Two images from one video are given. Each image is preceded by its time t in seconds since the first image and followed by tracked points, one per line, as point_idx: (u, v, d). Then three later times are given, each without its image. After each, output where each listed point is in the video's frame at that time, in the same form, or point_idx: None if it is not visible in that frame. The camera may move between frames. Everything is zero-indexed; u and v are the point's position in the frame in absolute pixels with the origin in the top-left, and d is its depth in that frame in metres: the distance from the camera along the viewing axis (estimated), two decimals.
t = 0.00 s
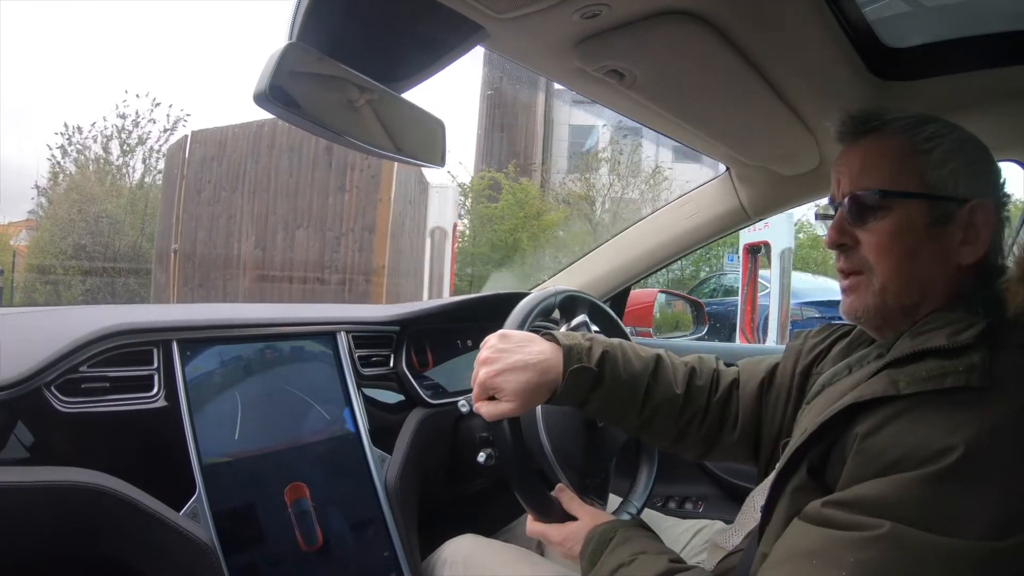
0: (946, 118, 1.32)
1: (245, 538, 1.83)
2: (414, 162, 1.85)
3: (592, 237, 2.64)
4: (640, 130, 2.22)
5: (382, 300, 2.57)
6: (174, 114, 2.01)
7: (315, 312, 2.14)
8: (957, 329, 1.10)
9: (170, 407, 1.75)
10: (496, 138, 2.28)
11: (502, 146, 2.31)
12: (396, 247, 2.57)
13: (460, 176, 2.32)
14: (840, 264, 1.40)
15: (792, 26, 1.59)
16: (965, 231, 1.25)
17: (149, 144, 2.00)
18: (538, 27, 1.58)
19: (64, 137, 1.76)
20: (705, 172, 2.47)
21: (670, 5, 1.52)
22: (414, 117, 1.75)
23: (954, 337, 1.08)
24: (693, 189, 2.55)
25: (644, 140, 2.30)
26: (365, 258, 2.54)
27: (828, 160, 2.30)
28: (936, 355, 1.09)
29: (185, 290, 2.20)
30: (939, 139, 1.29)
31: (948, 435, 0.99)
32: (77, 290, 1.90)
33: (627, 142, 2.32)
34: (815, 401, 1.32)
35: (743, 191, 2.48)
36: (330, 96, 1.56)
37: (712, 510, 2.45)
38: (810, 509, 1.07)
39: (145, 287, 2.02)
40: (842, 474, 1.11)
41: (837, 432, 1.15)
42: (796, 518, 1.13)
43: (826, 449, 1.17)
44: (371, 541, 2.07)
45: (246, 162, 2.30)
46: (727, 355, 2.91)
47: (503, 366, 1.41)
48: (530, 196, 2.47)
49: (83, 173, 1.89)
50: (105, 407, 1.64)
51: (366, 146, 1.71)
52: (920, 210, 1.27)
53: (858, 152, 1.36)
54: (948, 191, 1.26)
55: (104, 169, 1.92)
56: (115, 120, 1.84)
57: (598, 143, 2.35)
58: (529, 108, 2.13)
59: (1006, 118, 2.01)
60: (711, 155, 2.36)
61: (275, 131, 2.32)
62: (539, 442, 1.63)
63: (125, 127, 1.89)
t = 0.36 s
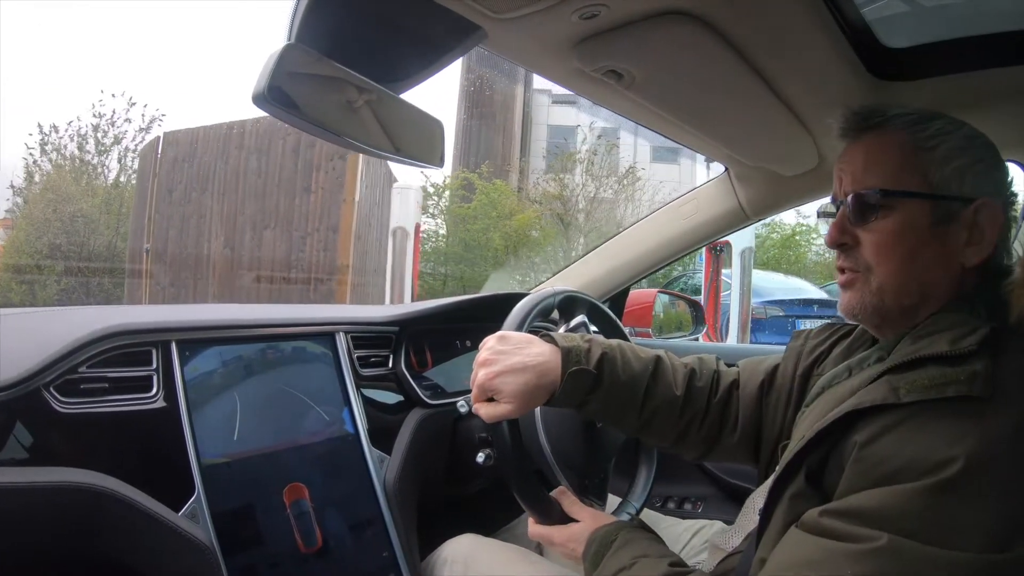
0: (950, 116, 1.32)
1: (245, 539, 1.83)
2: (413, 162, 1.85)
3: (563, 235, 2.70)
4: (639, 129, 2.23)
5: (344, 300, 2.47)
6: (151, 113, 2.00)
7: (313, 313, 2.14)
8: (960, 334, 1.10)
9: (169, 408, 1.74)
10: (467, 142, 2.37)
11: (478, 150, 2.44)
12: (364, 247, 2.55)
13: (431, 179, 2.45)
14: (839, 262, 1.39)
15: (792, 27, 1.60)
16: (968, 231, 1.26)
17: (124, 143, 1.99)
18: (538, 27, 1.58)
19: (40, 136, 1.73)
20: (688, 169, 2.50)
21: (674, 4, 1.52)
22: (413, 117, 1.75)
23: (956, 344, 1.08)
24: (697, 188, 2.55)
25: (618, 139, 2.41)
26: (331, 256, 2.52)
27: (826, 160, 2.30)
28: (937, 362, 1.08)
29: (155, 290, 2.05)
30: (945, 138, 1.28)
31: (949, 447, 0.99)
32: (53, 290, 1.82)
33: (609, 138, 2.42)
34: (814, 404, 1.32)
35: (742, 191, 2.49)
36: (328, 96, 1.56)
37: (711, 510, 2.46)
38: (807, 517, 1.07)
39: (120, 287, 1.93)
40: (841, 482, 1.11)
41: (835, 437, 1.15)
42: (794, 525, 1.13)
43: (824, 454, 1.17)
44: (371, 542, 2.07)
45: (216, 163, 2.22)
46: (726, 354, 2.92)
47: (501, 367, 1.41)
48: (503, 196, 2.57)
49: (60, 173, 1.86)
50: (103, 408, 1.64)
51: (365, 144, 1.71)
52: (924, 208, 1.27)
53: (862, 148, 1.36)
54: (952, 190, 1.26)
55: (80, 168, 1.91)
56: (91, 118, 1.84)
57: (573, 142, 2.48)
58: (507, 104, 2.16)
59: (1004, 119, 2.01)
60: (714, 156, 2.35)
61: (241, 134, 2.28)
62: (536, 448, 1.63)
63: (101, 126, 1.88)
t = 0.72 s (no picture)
0: (901, 119, 1.31)
1: (241, 540, 1.82)
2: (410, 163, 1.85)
3: (534, 234, 2.71)
4: (638, 131, 2.23)
5: (309, 300, 2.43)
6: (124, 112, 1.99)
7: (309, 313, 2.14)
8: (956, 336, 1.10)
9: (164, 409, 1.74)
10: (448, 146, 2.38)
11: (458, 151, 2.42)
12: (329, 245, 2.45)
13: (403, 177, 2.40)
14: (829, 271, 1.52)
15: (789, 30, 1.60)
16: (893, 239, 1.28)
17: (98, 142, 1.97)
18: (533, 27, 1.57)
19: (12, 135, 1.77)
20: (665, 175, 2.57)
21: (674, 5, 1.52)
22: (409, 116, 1.74)
23: (952, 347, 1.08)
24: (693, 189, 2.58)
25: (589, 139, 2.46)
26: (296, 253, 2.40)
27: (822, 162, 2.30)
28: (934, 365, 1.08)
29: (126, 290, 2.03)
30: (869, 153, 1.33)
31: (943, 453, 0.99)
32: (26, 289, 1.82)
33: (585, 141, 2.47)
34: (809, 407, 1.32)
35: (738, 193, 2.50)
36: (324, 96, 1.56)
37: (708, 511, 2.46)
38: (801, 522, 1.08)
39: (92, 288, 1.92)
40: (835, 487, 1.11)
41: (830, 442, 1.15)
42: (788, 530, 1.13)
43: (818, 460, 1.17)
44: (367, 544, 2.07)
45: (185, 163, 2.17)
46: (722, 354, 2.94)
47: (497, 370, 1.41)
48: (475, 196, 2.55)
49: (33, 172, 1.86)
50: (97, 409, 1.64)
51: (361, 144, 1.72)
52: (851, 222, 1.35)
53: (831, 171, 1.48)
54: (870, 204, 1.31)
55: (53, 167, 1.89)
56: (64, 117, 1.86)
57: (549, 142, 2.53)
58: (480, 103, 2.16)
59: (1001, 120, 2.02)
60: (712, 158, 2.36)
61: (212, 131, 2.21)
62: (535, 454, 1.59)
63: (75, 125, 1.89)
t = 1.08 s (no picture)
0: (875, 131, 1.35)
1: (239, 541, 1.82)
2: (409, 163, 1.85)
3: (508, 238, 2.78)
4: (639, 134, 2.23)
5: (277, 300, 2.46)
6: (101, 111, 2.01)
7: (308, 314, 2.14)
8: (948, 334, 1.10)
9: (163, 409, 1.74)
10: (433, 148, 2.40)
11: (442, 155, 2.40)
12: (298, 245, 2.53)
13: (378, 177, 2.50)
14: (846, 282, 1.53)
15: (788, 31, 1.60)
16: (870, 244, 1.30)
17: (75, 141, 2.01)
18: (532, 27, 1.57)
19: None
20: (643, 175, 2.56)
21: (674, 6, 1.52)
22: (408, 116, 1.74)
23: (944, 344, 1.08)
24: (692, 190, 2.57)
25: (565, 142, 2.49)
26: (263, 252, 2.47)
27: (820, 163, 2.30)
28: (926, 363, 1.08)
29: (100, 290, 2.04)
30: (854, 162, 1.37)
31: (935, 451, 0.99)
32: None
33: (564, 138, 2.47)
34: (804, 406, 1.32)
35: (737, 194, 2.49)
36: (323, 97, 1.55)
37: (707, 511, 2.45)
38: (795, 522, 1.08)
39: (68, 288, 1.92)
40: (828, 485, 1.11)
41: (823, 440, 1.14)
42: (783, 529, 1.13)
43: (813, 458, 1.16)
44: (366, 544, 2.06)
45: (157, 164, 2.25)
46: (722, 354, 2.94)
47: (495, 371, 1.41)
48: (451, 197, 2.63)
49: (8, 171, 1.87)
50: (96, 410, 1.63)
51: (360, 146, 1.71)
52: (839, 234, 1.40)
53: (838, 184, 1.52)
54: (852, 211, 1.34)
55: (30, 166, 1.91)
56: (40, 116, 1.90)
57: (525, 143, 2.55)
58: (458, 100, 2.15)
59: (1000, 120, 2.02)
60: (710, 159, 2.35)
61: (182, 133, 2.28)
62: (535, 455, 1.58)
63: (51, 124, 1.93)
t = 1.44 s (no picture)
0: (916, 119, 1.30)
1: (239, 542, 1.82)
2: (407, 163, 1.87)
3: (484, 238, 2.81)
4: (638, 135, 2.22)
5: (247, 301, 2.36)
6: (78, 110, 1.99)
7: (308, 314, 2.14)
8: (954, 335, 1.12)
9: (164, 409, 1.74)
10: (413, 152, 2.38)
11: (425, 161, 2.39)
12: (268, 243, 2.39)
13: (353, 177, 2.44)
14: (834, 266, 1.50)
15: (788, 31, 1.60)
16: (908, 236, 1.26)
17: (53, 141, 1.97)
18: (532, 28, 1.57)
19: None
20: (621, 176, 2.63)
21: (675, 6, 1.52)
22: (408, 119, 1.73)
23: (951, 345, 1.09)
24: (692, 190, 2.57)
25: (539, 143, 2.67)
26: (233, 250, 2.36)
27: (820, 164, 2.30)
28: (932, 363, 1.09)
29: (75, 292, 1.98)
30: (886, 149, 1.32)
31: (939, 451, 0.99)
32: None
33: (542, 138, 2.56)
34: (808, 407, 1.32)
35: (738, 194, 2.49)
36: (321, 96, 1.56)
37: (707, 511, 2.45)
38: (797, 523, 1.08)
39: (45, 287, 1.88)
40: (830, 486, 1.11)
41: (826, 441, 1.15)
42: (785, 530, 1.13)
43: (815, 459, 1.17)
44: (366, 545, 2.06)
45: (131, 168, 2.19)
46: (723, 355, 2.92)
47: (493, 382, 1.40)
48: (426, 197, 2.61)
49: None
50: (96, 410, 1.63)
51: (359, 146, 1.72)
52: (867, 217, 1.33)
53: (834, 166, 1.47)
54: (886, 200, 1.29)
55: (7, 164, 1.88)
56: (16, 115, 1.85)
57: (503, 143, 2.67)
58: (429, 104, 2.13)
59: (1000, 121, 2.02)
60: (710, 159, 2.35)
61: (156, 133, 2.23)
62: (535, 459, 1.58)
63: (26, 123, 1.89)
